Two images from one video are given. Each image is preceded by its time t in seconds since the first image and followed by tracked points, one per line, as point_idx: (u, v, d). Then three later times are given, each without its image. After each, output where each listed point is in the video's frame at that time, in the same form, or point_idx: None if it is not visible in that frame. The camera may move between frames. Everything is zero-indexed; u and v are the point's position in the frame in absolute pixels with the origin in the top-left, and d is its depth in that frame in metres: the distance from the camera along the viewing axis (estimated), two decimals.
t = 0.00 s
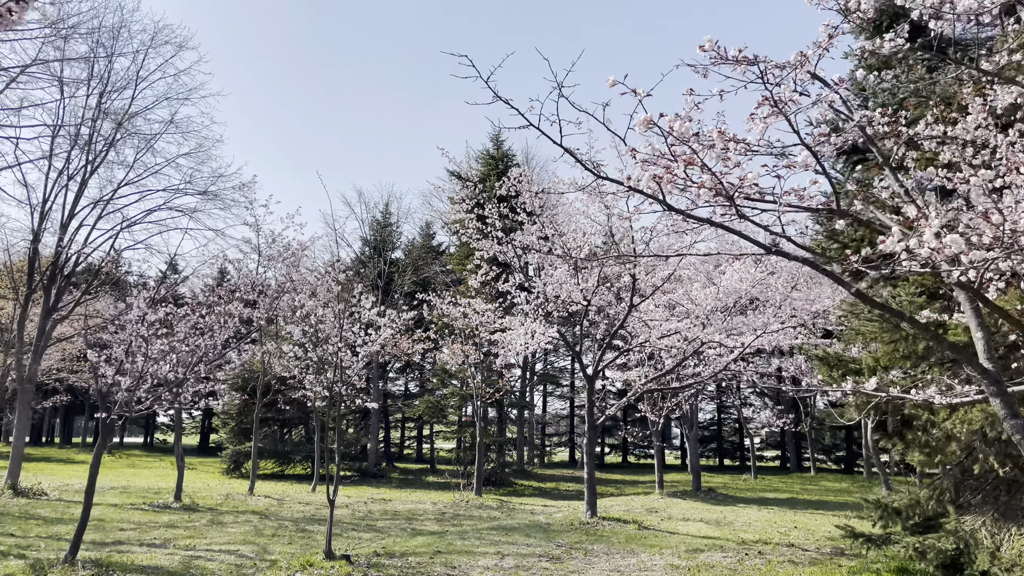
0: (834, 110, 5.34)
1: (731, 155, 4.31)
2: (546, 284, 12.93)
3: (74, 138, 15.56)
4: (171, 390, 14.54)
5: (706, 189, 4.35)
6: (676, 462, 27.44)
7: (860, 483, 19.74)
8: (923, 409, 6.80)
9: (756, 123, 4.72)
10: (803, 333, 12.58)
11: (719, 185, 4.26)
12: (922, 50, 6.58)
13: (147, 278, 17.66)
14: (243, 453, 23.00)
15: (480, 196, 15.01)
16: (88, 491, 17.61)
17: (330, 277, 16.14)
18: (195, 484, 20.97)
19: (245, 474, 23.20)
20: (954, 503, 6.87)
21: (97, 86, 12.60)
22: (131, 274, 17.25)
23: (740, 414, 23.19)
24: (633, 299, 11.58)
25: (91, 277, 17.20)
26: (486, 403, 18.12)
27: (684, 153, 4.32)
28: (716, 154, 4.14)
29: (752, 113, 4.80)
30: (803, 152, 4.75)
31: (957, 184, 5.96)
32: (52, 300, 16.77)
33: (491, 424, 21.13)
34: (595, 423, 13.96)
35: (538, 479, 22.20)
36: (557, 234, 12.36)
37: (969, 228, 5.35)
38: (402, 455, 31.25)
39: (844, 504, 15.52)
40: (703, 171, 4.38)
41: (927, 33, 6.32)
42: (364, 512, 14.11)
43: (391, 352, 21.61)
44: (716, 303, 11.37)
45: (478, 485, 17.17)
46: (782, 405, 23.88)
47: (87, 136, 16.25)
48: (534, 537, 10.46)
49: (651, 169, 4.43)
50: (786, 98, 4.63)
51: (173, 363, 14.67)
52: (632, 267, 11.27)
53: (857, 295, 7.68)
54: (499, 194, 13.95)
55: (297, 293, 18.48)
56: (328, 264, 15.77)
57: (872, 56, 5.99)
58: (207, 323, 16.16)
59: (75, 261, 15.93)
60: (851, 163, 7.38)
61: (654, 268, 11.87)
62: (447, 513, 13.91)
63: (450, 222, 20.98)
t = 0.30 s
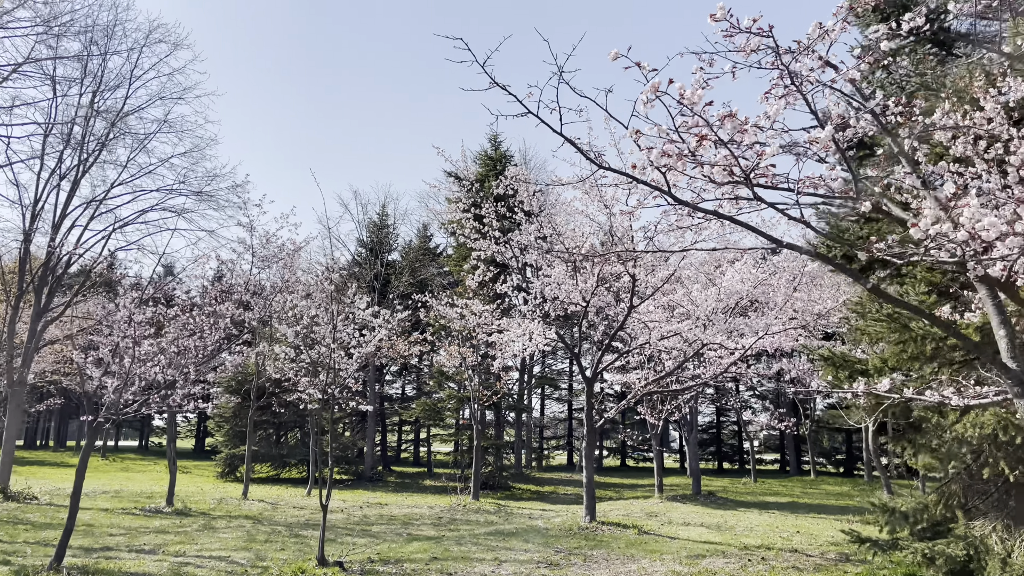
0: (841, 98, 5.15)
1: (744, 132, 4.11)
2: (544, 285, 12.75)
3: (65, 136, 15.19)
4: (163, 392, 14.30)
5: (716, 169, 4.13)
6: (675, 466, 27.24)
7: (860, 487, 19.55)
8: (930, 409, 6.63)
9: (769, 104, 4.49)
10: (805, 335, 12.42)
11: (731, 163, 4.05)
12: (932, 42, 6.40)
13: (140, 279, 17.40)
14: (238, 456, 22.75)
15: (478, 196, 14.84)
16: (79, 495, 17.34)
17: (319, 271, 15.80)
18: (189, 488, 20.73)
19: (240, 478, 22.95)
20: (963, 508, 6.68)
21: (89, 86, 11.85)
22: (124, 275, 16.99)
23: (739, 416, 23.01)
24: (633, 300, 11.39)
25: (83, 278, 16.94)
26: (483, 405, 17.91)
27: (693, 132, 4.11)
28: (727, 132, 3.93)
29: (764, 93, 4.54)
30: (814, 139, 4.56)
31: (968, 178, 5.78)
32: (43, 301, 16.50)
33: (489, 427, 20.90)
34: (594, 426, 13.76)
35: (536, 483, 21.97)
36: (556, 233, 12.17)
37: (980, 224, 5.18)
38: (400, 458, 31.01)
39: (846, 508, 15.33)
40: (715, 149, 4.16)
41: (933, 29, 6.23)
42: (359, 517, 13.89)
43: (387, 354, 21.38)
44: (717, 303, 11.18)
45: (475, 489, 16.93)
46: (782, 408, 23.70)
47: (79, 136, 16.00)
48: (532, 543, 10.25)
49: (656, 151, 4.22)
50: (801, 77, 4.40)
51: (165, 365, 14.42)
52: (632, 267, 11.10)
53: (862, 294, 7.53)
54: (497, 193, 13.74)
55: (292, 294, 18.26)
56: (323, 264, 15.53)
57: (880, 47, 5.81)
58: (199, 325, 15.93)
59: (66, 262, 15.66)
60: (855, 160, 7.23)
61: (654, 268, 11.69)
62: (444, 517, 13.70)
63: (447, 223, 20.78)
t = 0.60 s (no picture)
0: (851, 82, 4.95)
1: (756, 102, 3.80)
2: (541, 283, 12.53)
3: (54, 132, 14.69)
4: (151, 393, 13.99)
5: (728, 145, 3.85)
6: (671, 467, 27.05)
7: (859, 489, 19.38)
8: (938, 408, 6.44)
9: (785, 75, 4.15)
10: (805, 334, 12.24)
11: (745, 135, 3.76)
12: (942, 30, 6.21)
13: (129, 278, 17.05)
14: (230, 458, 22.46)
15: (473, 194, 14.63)
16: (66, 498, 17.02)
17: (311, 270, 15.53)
18: (180, 490, 20.45)
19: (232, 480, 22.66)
20: (972, 512, 6.46)
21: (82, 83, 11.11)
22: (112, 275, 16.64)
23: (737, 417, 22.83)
24: (631, 298, 11.15)
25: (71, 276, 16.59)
26: (478, 406, 17.66)
27: (703, 102, 3.83)
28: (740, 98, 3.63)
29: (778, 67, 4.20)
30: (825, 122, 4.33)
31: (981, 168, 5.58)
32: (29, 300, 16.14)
33: (484, 428, 20.65)
34: (591, 427, 13.53)
35: (532, 485, 21.73)
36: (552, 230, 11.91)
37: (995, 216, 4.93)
38: (395, 459, 30.77)
39: (845, 511, 15.14)
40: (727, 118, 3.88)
41: (939, 18, 6.17)
42: (352, 520, 13.64)
43: (381, 354, 21.11)
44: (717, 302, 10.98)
45: (470, 491, 16.70)
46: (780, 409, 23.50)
47: (68, 132, 15.64)
48: (527, 547, 10.02)
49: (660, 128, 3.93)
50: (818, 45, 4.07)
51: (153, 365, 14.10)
52: (630, 264, 10.88)
53: (867, 291, 7.33)
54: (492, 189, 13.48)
55: (285, 293, 17.95)
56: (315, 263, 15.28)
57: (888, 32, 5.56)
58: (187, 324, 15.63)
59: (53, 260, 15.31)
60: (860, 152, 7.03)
61: (652, 266, 11.47)
62: (438, 520, 13.45)
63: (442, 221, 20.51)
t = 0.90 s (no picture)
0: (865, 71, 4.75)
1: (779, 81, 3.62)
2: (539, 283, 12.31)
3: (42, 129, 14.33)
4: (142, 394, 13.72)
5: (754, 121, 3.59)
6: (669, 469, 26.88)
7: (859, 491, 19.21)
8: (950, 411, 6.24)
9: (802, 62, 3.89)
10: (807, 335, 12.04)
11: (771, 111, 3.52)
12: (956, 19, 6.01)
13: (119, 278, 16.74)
14: (224, 460, 22.19)
15: (470, 192, 14.42)
16: (55, 501, 16.73)
17: (305, 269, 15.29)
18: (172, 493, 20.17)
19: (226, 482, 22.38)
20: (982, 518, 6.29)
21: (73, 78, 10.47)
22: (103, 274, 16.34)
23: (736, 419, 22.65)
24: (631, 298, 10.95)
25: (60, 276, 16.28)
26: (474, 408, 17.44)
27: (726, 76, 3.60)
28: (767, 71, 3.43)
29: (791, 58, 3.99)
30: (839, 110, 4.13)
31: (999, 161, 5.38)
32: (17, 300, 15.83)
33: (481, 429, 20.43)
34: (589, 429, 13.34)
35: (529, 487, 21.55)
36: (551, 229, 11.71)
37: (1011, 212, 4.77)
38: (391, 461, 30.53)
39: (846, 514, 14.95)
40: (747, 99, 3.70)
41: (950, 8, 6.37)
42: (346, 523, 13.41)
43: (377, 355, 20.88)
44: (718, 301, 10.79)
45: (466, 494, 16.46)
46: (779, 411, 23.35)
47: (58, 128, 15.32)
48: (525, 552, 9.81)
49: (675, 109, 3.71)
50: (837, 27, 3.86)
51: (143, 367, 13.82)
52: (630, 263, 10.68)
53: (876, 290, 7.13)
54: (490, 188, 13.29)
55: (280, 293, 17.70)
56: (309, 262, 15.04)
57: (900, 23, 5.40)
58: (177, 324, 15.37)
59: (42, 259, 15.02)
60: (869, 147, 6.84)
61: (652, 266, 11.29)
62: (434, 524, 13.24)
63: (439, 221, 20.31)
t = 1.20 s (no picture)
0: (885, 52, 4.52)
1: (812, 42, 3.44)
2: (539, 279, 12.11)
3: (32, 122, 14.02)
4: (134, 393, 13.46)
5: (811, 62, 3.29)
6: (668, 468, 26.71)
7: (860, 491, 19.07)
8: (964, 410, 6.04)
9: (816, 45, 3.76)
10: (811, 334, 11.86)
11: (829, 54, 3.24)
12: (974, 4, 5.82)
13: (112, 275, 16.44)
14: (218, 459, 21.94)
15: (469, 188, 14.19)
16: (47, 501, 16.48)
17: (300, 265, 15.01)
18: (166, 493, 19.91)
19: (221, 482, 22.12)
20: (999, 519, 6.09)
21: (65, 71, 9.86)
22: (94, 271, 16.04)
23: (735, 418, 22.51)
24: (633, 295, 10.74)
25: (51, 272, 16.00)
26: (472, 407, 17.22)
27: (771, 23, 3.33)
28: None
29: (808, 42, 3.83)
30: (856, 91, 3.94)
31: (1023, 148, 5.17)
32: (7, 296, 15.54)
33: (479, 429, 20.20)
34: (590, 428, 13.15)
35: (527, 487, 21.34)
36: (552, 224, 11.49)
37: None
38: (388, 461, 30.29)
39: (849, 514, 14.77)
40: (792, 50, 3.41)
41: None
42: (342, 523, 13.18)
43: (374, 353, 20.64)
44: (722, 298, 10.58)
45: (464, 494, 16.23)
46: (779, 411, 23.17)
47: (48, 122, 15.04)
48: (525, 553, 9.59)
49: (701, 77, 3.48)
50: None
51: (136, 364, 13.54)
52: (632, 259, 10.46)
53: (889, 286, 6.92)
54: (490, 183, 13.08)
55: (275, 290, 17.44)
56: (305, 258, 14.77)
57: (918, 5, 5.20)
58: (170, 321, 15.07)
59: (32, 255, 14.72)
60: (882, 139, 6.63)
61: (655, 262, 11.08)
62: (431, 524, 13.03)
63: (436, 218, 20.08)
